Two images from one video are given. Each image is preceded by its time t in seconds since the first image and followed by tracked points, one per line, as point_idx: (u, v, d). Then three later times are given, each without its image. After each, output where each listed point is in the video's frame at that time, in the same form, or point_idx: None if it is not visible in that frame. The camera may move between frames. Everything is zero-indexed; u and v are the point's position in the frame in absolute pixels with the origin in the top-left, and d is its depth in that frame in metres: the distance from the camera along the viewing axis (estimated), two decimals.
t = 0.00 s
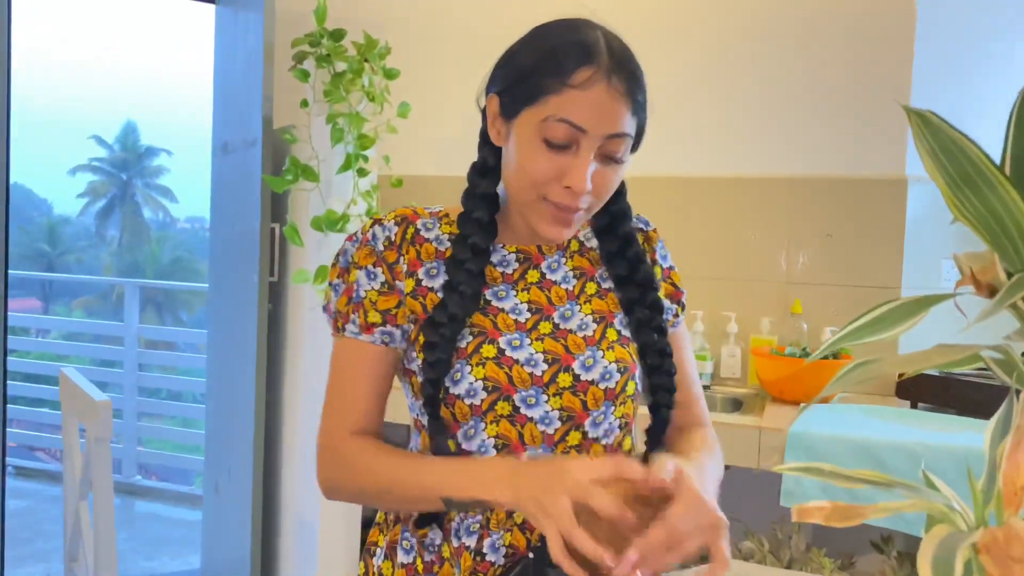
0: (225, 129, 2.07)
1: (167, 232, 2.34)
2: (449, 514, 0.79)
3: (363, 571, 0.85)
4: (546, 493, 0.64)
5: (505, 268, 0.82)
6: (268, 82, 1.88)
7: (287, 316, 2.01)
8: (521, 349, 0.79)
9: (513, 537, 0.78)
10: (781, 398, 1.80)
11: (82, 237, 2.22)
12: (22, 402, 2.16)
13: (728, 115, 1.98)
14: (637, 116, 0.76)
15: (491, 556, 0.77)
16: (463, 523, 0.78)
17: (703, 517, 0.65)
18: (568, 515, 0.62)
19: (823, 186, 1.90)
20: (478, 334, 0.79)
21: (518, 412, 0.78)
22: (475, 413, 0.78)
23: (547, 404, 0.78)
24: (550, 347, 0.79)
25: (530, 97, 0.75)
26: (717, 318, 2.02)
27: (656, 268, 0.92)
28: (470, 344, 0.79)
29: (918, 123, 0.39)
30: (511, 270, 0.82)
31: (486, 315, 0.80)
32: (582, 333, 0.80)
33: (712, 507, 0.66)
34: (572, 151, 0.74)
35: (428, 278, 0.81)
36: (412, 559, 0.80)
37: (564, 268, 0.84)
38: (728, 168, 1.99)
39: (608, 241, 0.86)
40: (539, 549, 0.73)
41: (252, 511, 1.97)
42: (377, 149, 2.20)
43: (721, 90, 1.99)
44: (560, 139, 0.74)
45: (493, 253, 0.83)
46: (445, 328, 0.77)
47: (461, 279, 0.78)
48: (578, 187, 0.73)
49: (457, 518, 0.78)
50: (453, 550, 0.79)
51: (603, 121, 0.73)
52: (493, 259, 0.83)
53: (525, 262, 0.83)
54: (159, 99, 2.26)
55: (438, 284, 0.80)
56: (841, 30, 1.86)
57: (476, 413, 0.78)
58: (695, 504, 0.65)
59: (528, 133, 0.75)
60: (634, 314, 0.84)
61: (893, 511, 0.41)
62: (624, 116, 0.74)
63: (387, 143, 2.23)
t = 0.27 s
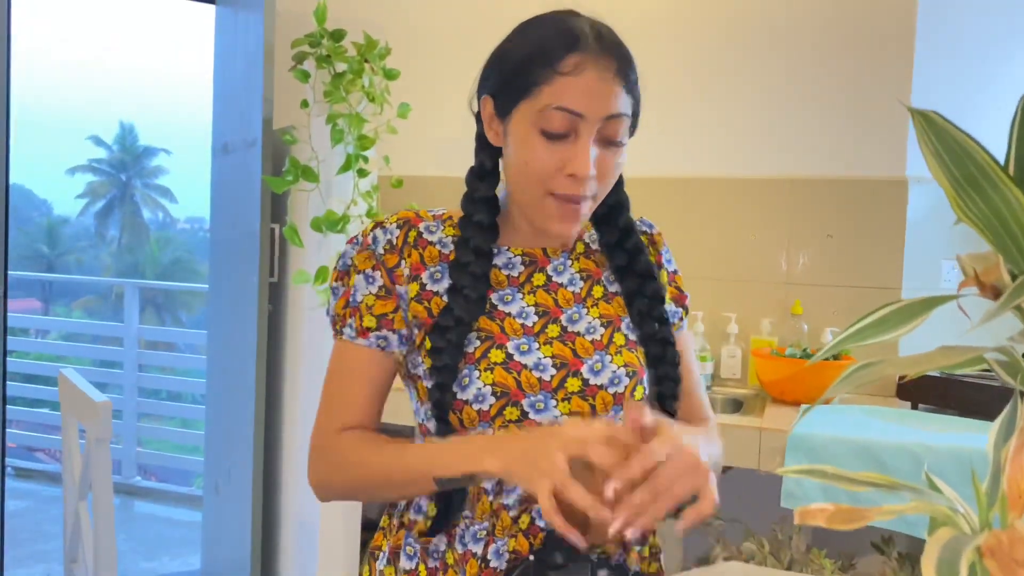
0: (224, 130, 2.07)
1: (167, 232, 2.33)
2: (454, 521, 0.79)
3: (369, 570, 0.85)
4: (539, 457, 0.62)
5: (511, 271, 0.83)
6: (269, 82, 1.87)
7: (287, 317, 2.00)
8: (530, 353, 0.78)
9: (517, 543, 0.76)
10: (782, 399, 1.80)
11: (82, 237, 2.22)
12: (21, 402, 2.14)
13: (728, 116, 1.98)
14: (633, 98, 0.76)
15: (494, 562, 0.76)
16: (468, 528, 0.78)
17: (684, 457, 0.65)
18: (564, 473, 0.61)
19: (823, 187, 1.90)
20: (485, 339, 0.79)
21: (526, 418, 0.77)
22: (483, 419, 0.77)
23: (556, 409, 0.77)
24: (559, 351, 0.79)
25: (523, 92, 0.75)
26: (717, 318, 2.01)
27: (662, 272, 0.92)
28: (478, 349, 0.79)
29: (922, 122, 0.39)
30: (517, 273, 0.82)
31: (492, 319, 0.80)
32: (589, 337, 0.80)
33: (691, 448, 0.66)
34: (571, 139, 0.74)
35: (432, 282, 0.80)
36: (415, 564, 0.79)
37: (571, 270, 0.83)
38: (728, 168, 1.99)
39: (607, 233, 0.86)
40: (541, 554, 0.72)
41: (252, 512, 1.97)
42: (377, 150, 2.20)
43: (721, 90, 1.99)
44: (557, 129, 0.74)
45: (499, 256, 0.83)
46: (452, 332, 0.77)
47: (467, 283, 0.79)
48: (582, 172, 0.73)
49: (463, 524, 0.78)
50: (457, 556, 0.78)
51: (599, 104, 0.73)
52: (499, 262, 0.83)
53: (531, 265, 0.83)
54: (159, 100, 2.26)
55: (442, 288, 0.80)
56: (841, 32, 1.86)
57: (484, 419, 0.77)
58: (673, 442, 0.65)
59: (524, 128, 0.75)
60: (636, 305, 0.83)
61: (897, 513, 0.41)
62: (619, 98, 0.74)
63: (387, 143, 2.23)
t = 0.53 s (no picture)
0: (224, 129, 2.05)
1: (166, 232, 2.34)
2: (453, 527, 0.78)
3: None
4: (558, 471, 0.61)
5: (513, 272, 0.82)
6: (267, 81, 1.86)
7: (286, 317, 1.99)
8: (530, 356, 0.77)
9: (518, 549, 0.75)
10: (782, 399, 1.79)
11: (83, 238, 2.20)
12: (20, 402, 2.12)
13: (729, 114, 1.97)
14: (586, 67, 0.76)
15: (494, 569, 0.75)
16: (467, 535, 0.77)
17: (705, 468, 0.65)
18: (578, 489, 0.60)
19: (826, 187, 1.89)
20: (485, 343, 0.78)
21: (526, 422, 0.76)
22: (482, 423, 0.76)
23: (556, 413, 0.76)
24: (559, 354, 0.77)
25: (478, 83, 0.76)
26: (718, 319, 2.02)
27: (668, 276, 0.90)
28: (478, 353, 0.77)
29: (932, 120, 0.38)
30: (519, 273, 0.82)
31: (492, 321, 0.79)
32: (591, 339, 0.79)
33: (711, 459, 0.66)
34: (524, 114, 0.74)
35: (432, 285, 0.79)
36: (413, 571, 0.78)
37: (573, 271, 0.82)
38: (729, 168, 1.98)
39: (605, 230, 0.86)
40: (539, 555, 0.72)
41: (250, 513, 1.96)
42: (376, 149, 2.20)
43: (722, 90, 1.98)
44: (509, 108, 0.75)
45: (500, 256, 0.82)
46: (450, 324, 0.76)
47: (465, 281, 0.78)
48: (534, 143, 0.72)
49: (462, 530, 0.77)
50: (455, 563, 0.77)
51: (541, 74, 0.74)
52: (501, 263, 0.82)
53: (533, 266, 0.82)
54: (158, 99, 2.25)
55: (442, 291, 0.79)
56: (843, 30, 1.85)
57: (483, 424, 0.76)
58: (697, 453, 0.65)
59: (485, 116, 0.76)
60: (632, 306, 0.82)
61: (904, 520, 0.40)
62: (564, 65, 0.74)
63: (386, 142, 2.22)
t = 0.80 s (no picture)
0: (220, 127, 2.05)
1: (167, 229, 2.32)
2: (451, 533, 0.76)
3: None
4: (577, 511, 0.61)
5: (511, 271, 0.80)
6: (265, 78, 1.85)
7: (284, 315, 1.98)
8: (530, 357, 0.75)
9: (518, 554, 0.74)
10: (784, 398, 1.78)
11: (81, 237, 2.44)
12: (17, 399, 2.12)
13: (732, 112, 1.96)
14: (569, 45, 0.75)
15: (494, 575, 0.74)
16: (467, 541, 0.75)
17: (736, 534, 0.64)
18: (594, 536, 0.60)
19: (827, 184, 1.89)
20: (485, 344, 0.76)
21: (526, 424, 0.75)
22: (481, 426, 0.75)
23: (556, 414, 0.75)
24: (559, 354, 0.76)
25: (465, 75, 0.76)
26: (719, 317, 2.03)
27: (664, 276, 0.89)
28: (477, 355, 0.76)
29: (948, 114, 0.37)
30: (517, 272, 0.80)
31: (491, 321, 0.77)
32: (590, 339, 0.78)
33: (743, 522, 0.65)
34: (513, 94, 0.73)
35: (431, 285, 0.78)
36: None
37: (573, 270, 0.82)
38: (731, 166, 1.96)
39: (600, 226, 0.86)
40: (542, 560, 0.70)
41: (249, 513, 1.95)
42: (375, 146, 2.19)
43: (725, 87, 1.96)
44: (498, 92, 0.74)
45: (498, 255, 0.81)
46: (448, 336, 0.74)
47: (461, 284, 0.76)
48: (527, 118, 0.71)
49: (461, 536, 0.75)
50: (454, 568, 0.76)
51: (525, 52, 0.73)
52: (500, 261, 0.80)
53: (532, 264, 0.80)
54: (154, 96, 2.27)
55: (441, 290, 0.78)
56: (847, 26, 1.83)
57: (482, 426, 0.75)
58: (728, 520, 0.64)
59: (476, 106, 0.75)
60: (626, 301, 0.82)
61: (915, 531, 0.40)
62: (547, 43, 0.74)
63: (385, 140, 2.21)
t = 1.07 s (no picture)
0: (219, 124, 2.01)
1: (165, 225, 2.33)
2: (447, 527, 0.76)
3: None
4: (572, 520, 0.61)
5: (506, 266, 0.79)
6: (264, 74, 1.85)
7: (283, 312, 1.98)
8: (524, 352, 0.75)
9: (513, 548, 0.74)
10: (784, 395, 1.77)
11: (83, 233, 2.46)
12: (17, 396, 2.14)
13: (732, 107, 1.95)
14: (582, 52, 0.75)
15: (489, 569, 0.74)
16: (463, 536, 0.75)
17: (722, 541, 0.63)
18: (588, 541, 0.60)
19: (827, 180, 1.89)
20: (479, 338, 0.76)
21: (520, 419, 0.75)
22: (476, 420, 0.75)
23: (550, 409, 0.75)
24: (554, 349, 0.76)
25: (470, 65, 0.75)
26: (718, 314, 2.02)
27: (658, 274, 0.90)
28: (471, 349, 0.76)
29: (951, 111, 0.36)
30: (512, 267, 0.79)
31: (486, 316, 0.77)
32: (585, 335, 0.77)
33: (732, 527, 0.64)
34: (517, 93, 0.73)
35: (425, 279, 0.78)
36: (407, 573, 0.76)
37: (567, 266, 0.81)
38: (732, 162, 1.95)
39: (600, 228, 0.85)
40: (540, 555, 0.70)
41: (248, 510, 1.95)
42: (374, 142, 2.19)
43: (725, 83, 1.95)
44: (501, 88, 0.73)
45: (493, 250, 0.80)
46: (442, 331, 0.74)
47: (455, 279, 0.75)
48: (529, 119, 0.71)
49: (457, 531, 0.75)
50: (450, 563, 0.75)
51: (534, 53, 0.73)
52: (495, 256, 0.80)
53: (526, 260, 0.80)
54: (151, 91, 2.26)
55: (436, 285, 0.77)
56: (848, 22, 1.82)
57: (477, 421, 0.75)
58: (718, 525, 0.63)
59: (477, 98, 0.74)
60: (626, 306, 0.81)
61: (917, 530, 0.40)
62: (559, 46, 0.73)
63: (383, 135, 2.21)
